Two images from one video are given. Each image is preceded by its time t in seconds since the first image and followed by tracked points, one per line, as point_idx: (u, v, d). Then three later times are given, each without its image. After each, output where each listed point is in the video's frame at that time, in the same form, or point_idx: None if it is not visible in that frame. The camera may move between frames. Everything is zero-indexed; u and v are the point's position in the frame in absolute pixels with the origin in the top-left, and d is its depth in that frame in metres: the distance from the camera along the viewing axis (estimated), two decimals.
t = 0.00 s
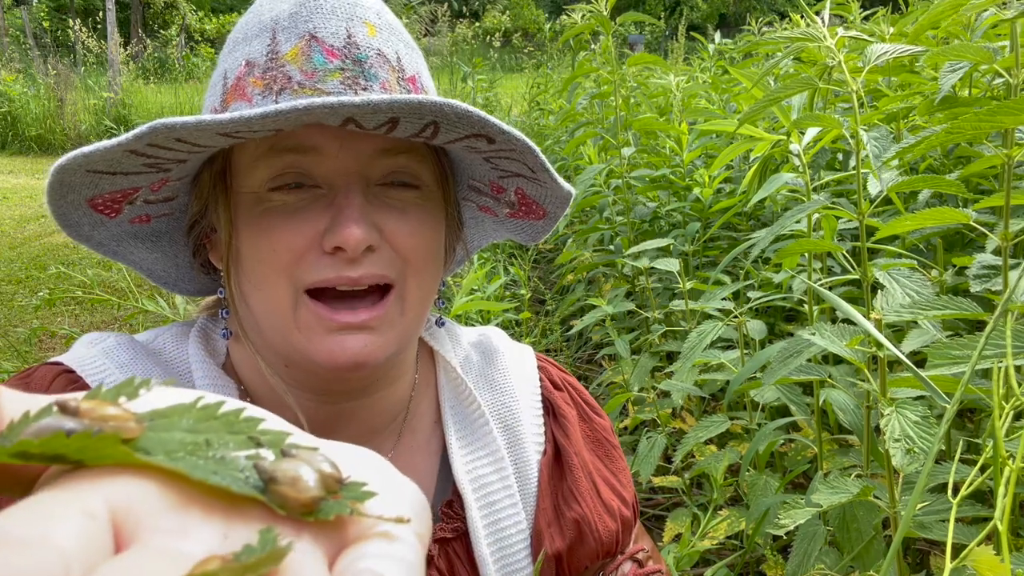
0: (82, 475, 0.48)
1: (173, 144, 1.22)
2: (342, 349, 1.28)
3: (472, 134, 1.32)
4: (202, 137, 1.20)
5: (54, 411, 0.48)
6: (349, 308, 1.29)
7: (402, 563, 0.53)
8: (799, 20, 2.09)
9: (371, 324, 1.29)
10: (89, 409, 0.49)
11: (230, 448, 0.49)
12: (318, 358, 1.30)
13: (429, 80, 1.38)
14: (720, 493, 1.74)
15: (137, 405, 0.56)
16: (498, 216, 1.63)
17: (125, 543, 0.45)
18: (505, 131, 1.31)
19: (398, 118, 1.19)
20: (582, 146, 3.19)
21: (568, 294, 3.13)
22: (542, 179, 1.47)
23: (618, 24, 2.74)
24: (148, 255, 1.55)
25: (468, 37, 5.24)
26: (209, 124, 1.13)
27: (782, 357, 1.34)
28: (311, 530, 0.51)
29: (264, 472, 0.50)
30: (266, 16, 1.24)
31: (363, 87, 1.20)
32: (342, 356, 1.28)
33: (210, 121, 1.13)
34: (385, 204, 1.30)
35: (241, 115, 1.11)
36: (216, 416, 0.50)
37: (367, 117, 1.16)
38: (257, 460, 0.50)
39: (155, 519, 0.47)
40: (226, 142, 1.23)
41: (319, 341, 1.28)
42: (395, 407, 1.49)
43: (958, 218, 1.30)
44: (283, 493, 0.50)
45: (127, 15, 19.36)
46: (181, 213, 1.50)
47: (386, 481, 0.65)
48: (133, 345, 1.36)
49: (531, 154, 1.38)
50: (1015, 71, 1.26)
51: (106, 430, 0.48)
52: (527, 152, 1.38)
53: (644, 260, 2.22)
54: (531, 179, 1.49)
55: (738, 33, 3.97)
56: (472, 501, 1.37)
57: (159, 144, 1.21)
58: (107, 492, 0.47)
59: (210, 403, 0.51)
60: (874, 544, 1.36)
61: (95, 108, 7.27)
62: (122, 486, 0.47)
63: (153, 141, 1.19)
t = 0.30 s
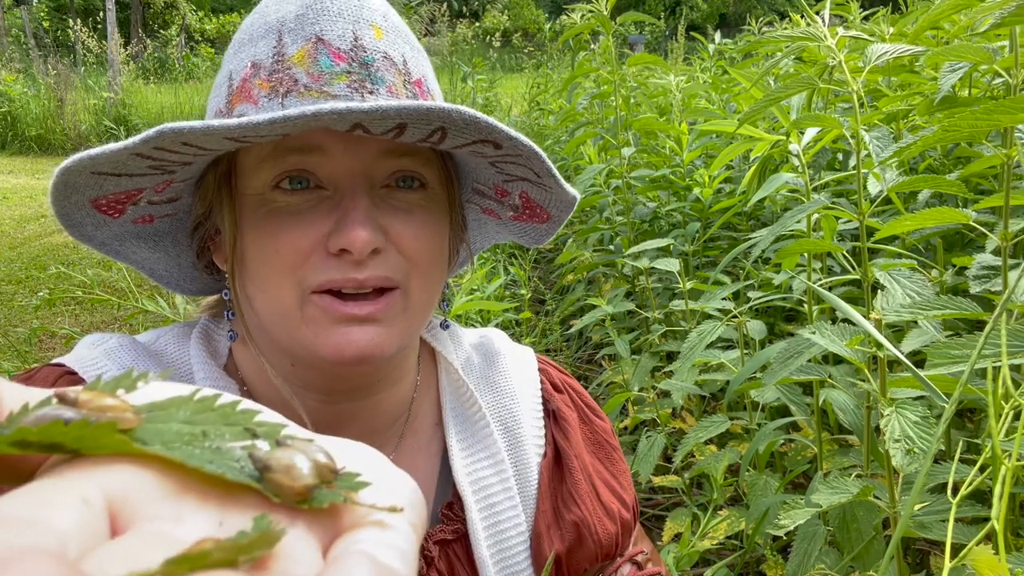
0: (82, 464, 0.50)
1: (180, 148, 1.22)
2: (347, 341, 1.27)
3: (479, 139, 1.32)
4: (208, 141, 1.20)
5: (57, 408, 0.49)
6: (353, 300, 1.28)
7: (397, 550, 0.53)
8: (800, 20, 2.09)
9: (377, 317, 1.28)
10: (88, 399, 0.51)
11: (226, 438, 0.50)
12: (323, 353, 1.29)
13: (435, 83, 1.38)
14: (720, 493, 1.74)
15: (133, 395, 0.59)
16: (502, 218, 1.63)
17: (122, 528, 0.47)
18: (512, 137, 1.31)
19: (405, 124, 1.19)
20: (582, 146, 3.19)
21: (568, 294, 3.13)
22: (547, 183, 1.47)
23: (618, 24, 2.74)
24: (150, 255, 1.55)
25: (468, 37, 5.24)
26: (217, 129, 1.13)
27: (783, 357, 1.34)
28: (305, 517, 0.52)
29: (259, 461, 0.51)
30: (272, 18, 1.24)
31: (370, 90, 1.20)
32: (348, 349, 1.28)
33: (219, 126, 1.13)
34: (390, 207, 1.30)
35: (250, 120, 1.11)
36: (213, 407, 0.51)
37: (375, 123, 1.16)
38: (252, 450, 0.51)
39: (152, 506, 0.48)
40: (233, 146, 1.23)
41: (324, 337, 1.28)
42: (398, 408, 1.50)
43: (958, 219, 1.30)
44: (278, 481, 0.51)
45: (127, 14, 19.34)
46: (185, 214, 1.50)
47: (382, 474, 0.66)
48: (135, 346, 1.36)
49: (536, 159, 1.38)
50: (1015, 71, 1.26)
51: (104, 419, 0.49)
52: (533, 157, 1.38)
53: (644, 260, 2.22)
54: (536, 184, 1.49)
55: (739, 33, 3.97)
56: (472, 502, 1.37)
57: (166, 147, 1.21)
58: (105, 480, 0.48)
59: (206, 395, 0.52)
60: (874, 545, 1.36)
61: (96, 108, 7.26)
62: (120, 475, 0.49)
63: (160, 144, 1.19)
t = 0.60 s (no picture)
0: (84, 452, 0.51)
1: (180, 152, 1.22)
2: (346, 338, 1.27)
3: (481, 143, 1.32)
4: (209, 146, 1.19)
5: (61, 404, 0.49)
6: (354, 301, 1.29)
7: (395, 536, 0.54)
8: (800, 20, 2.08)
9: (377, 313, 1.28)
10: (92, 390, 0.53)
11: (227, 429, 0.54)
12: (324, 354, 1.30)
13: (437, 84, 1.38)
14: (720, 493, 1.74)
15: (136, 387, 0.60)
16: (504, 219, 1.63)
17: (125, 514, 0.47)
18: (514, 141, 1.31)
19: (406, 129, 1.19)
20: (583, 146, 3.19)
21: (568, 294, 3.13)
22: (549, 186, 1.47)
23: (618, 24, 2.73)
24: (151, 255, 1.55)
25: (468, 37, 5.23)
26: (217, 135, 1.13)
27: (782, 357, 1.33)
28: (305, 504, 0.54)
29: (259, 451, 0.53)
30: (272, 19, 1.25)
31: (371, 93, 1.20)
32: (347, 346, 1.28)
33: (218, 133, 1.13)
34: (392, 208, 1.30)
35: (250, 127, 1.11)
36: (214, 399, 0.55)
37: (376, 128, 1.17)
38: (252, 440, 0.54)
39: (155, 492, 0.49)
40: (234, 151, 1.22)
41: (325, 338, 1.28)
42: (399, 408, 1.50)
43: (957, 218, 1.30)
44: (278, 470, 0.53)
45: (127, 14, 19.32)
46: (186, 215, 1.50)
47: (382, 465, 0.66)
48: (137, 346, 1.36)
49: (539, 162, 1.38)
50: (1015, 71, 1.26)
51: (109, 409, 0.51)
52: (535, 160, 1.38)
53: (644, 260, 2.22)
54: (537, 186, 1.49)
55: (739, 33, 3.96)
56: (472, 501, 1.37)
57: (166, 152, 1.21)
58: (108, 467, 0.49)
59: (207, 388, 0.56)
60: (873, 544, 1.36)
61: (95, 108, 7.25)
62: (123, 463, 0.50)
63: (160, 150, 1.19)
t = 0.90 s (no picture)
0: (92, 479, 0.48)
1: (182, 152, 1.22)
2: (347, 340, 1.27)
3: (481, 145, 1.32)
4: (210, 147, 1.19)
5: (66, 416, 0.49)
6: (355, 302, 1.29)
7: (408, 564, 0.53)
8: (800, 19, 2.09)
9: (377, 316, 1.29)
10: (99, 416, 0.49)
11: (236, 453, 0.49)
12: (324, 354, 1.30)
13: (439, 86, 1.38)
14: (720, 493, 1.74)
15: (146, 411, 0.54)
16: (506, 221, 1.63)
17: (137, 546, 0.45)
18: (515, 144, 1.31)
19: (407, 131, 1.19)
20: (582, 146, 3.19)
21: (568, 294, 3.13)
22: (550, 188, 1.47)
23: (617, 24, 2.73)
24: (154, 254, 1.55)
25: (467, 37, 5.24)
26: (218, 136, 1.13)
27: (782, 357, 1.33)
28: (318, 532, 0.50)
29: (271, 476, 0.50)
30: (276, 20, 1.25)
31: (373, 94, 1.20)
32: (348, 348, 1.28)
33: (219, 133, 1.13)
34: (392, 209, 1.30)
35: (252, 128, 1.11)
36: (223, 422, 0.50)
37: (377, 130, 1.17)
38: (264, 464, 0.50)
39: (165, 521, 0.46)
40: (234, 151, 1.22)
41: (325, 338, 1.28)
42: (400, 408, 1.50)
43: (957, 219, 1.29)
44: (291, 496, 0.50)
45: (127, 15, 19.34)
46: (189, 214, 1.50)
47: (386, 482, 0.63)
48: (138, 346, 1.36)
49: (539, 165, 1.38)
50: (1014, 71, 1.26)
51: (116, 434, 0.48)
52: (535, 162, 1.38)
53: (644, 260, 2.22)
54: (539, 188, 1.49)
55: (739, 33, 3.96)
56: (472, 501, 1.37)
57: (167, 152, 1.21)
58: (116, 496, 0.46)
59: (216, 410, 0.52)
60: (873, 544, 1.36)
61: (95, 108, 7.26)
62: (131, 491, 0.47)
63: (162, 150, 1.19)
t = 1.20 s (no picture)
0: (99, 493, 0.48)
1: (178, 151, 1.22)
2: (341, 337, 1.27)
3: (476, 145, 1.32)
4: (204, 145, 1.20)
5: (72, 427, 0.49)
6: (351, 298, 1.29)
7: None
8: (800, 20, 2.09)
9: (372, 313, 1.28)
10: (106, 428, 0.50)
11: (244, 465, 0.49)
12: (320, 351, 1.29)
13: (440, 86, 1.37)
14: (721, 493, 1.74)
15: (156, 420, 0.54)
16: (509, 222, 1.63)
17: (145, 561, 0.45)
18: (510, 143, 1.31)
19: (400, 130, 1.19)
20: (582, 146, 3.19)
21: (567, 294, 3.13)
22: (549, 189, 1.47)
23: (617, 24, 2.73)
24: (160, 252, 1.55)
25: (467, 37, 5.24)
26: (210, 134, 1.14)
27: (782, 358, 1.34)
28: (326, 548, 0.49)
29: (279, 490, 0.49)
30: (277, 20, 1.25)
31: (370, 94, 1.20)
32: (342, 345, 1.27)
33: (212, 131, 1.13)
34: (390, 208, 1.30)
35: (241, 126, 1.12)
36: (230, 433, 0.50)
37: (369, 129, 1.17)
38: (271, 477, 0.50)
39: (173, 536, 0.46)
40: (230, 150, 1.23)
41: (320, 334, 1.28)
42: (401, 408, 1.50)
43: (957, 219, 1.30)
44: (299, 511, 0.49)
45: (127, 15, 19.35)
46: (192, 213, 1.50)
47: (392, 493, 0.63)
48: (139, 346, 1.36)
49: (537, 165, 1.37)
50: (1015, 71, 1.26)
51: (124, 446, 0.48)
52: (533, 163, 1.38)
53: (644, 260, 2.22)
54: (539, 189, 1.49)
55: (739, 33, 3.97)
56: (472, 501, 1.37)
57: (164, 151, 1.21)
58: (123, 510, 0.46)
59: (224, 421, 0.52)
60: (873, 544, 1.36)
61: (95, 108, 7.25)
62: (137, 506, 0.47)
63: (157, 148, 1.19)
